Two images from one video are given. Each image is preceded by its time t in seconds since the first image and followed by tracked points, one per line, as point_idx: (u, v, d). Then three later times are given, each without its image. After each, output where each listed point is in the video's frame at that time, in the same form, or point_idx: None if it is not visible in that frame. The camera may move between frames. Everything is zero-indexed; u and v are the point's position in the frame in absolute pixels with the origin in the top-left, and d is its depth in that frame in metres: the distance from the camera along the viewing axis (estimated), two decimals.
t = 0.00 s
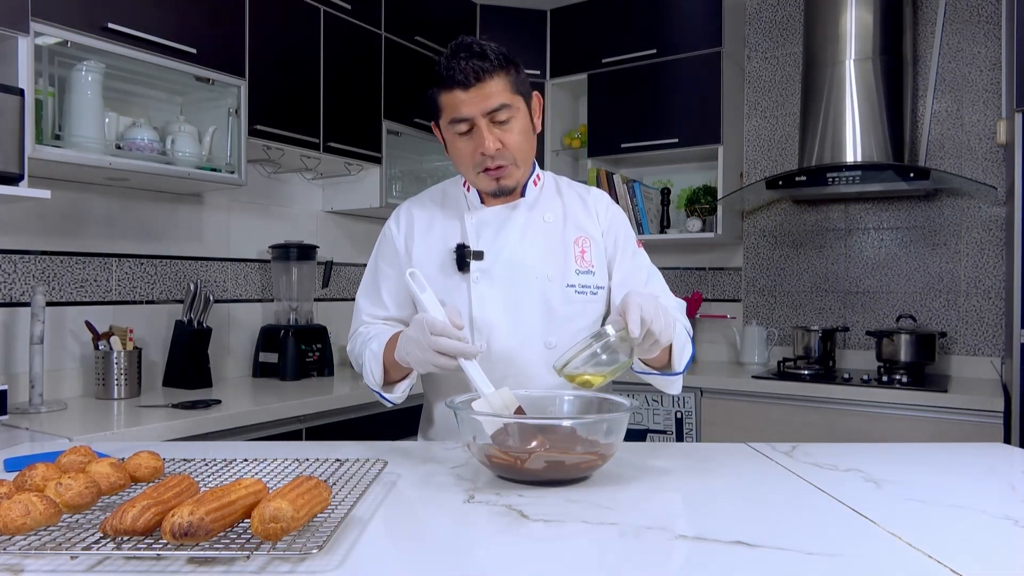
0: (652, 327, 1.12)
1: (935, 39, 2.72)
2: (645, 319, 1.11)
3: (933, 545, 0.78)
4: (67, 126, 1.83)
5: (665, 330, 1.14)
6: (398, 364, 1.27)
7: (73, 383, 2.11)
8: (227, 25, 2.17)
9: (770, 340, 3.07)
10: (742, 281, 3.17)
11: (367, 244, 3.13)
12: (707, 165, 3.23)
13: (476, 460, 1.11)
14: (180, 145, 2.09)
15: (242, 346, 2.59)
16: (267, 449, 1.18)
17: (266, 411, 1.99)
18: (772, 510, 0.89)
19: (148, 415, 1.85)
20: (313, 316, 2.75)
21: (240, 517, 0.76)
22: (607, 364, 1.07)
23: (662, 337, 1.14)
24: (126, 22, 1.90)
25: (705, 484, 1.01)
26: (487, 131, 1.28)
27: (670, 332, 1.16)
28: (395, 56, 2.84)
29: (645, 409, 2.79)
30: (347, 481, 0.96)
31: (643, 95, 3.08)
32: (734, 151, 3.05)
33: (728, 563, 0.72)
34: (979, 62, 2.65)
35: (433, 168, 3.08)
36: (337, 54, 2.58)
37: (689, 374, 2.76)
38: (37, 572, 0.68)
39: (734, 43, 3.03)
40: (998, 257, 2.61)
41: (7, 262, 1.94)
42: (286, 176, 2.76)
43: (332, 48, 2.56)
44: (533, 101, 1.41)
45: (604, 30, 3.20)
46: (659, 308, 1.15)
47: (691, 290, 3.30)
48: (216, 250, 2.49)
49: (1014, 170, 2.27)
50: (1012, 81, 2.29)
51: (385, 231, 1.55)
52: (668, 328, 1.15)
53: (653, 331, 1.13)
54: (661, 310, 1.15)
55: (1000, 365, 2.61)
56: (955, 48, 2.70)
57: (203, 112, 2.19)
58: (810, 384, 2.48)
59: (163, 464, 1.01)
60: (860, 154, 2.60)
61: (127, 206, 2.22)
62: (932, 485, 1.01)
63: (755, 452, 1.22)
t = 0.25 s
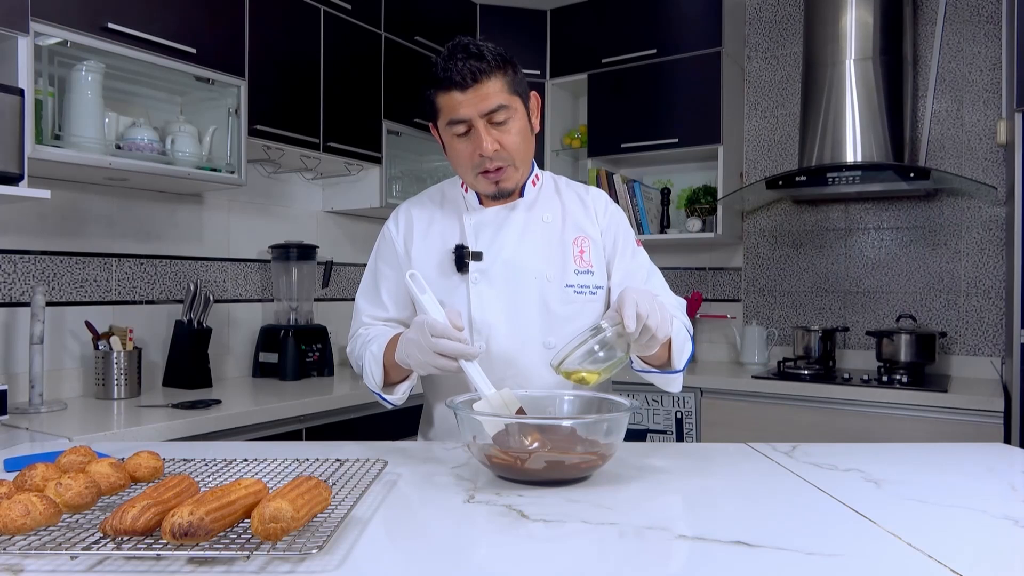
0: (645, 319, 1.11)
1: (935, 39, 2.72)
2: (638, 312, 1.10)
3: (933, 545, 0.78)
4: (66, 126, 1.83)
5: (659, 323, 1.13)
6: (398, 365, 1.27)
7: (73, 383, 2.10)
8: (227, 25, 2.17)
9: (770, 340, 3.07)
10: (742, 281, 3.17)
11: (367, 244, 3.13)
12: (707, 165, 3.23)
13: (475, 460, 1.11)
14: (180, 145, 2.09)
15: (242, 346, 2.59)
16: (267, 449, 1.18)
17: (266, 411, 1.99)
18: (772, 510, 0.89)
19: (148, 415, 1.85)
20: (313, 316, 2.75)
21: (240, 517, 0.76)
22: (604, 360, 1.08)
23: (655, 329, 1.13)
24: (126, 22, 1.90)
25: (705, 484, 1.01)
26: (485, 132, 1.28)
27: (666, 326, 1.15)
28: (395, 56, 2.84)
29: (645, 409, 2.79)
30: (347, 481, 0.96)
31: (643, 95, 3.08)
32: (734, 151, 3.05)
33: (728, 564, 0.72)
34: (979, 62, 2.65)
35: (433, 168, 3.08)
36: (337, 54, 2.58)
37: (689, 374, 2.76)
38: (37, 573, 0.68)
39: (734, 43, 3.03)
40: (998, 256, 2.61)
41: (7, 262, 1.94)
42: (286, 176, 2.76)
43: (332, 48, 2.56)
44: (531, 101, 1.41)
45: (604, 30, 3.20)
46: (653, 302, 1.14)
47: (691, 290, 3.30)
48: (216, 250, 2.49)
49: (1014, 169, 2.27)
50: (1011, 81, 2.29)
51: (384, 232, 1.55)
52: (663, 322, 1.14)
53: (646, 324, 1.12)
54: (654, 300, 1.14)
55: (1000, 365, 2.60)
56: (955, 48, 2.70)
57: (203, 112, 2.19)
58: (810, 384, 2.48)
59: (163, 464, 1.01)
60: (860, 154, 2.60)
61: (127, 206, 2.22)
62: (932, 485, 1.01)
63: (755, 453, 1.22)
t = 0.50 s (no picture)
0: (642, 312, 1.09)
1: (935, 39, 2.72)
2: (634, 304, 1.08)
3: (932, 545, 0.78)
4: (66, 126, 1.83)
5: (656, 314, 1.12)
6: (398, 366, 1.27)
7: (73, 383, 2.10)
8: (227, 25, 2.17)
9: (770, 340, 3.07)
10: (742, 281, 3.17)
11: (367, 244, 3.13)
12: (707, 165, 3.23)
13: (475, 460, 1.11)
14: (180, 145, 2.09)
15: (242, 346, 2.59)
16: (267, 449, 1.18)
17: (266, 411, 1.99)
18: (772, 510, 0.89)
19: (149, 415, 1.85)
20: (313, 316, 2.75)
21: (240, 517, 0.76)
22: (603, 353, 1.07)
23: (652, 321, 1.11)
24: (126, 22, 1.90)
25: (705, 484, 1.01)
26: (483, 132, 1.27)
27: (662, 318, 1.14)
28: (395, 56, 2.84)
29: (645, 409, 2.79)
30: (347, 481, 0.96)
31: (643, 95, 3.08)
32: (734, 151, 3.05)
33: (728, 564, 0.72)
34: (979, 62, 2.65)
35: (433, 168, 3.08)
36: (337, 54, 2.58)
37: (689, 374, 2.76)
38: (37, 573, 0.68)
39: (734, 43, 3.03)
40: (998, 256, 2.61)
41: (7, 262, 1.94)
42: (286, 176, 2.76)
43: (332, 48, 2.56)
44: (530, 100, 1.41)
45: (604, 30, 3.20)
46: (649, 294, 1.13)
47: (691, 290, 3.30)
48: (216, 250, 2.49)
49: (1014, 169, 2.27)
50: (1011, 81, 2.29)
51: (384, 233, 1.55)
52: (660, 314, 1.13)
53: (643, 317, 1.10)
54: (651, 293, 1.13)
55: (1000, 365, 2.60)
56: (955, 48, 2.70)
57: (203, 111, 2.19)
58: (810, 384, 2.48)
59: (163, 464, 1.01)
60: (860, 154, 2.60)
61: (127, 206, 2.22)
62: (932, 486, 1.01)
63: (755, 453, 1.22)
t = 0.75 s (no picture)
0: (639, 306, 1.07)
1: (935, 39, 2.72)
2: (631, 297, 1.07)
3: (932, 545, 0.78)
4: (66, 126, 1.83)
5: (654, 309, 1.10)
6: (398, 366, 1.28)
7: (73, 382, 2.11)
8: (227, 25, 2.17)
9: (770, 340, 3.07)
10: (742, 280, 3.17)
11: (366, 244, 3.13)
12: (707, 165, 3.23)
13: (475, 460, 1.11)
14: (180, 145, 2.09)
15: (242, 346, 2.59)
16: (267, 449, 1.18)
17: (266, 411, 1.99)
18: (772, 510, 0.89)
19: (149, 415, 1.85)
20: (313, 316, 2.75)
21: (240, 517, 0.76)
22: (600, 348, 1.08)
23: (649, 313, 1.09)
24: (126, 22, 1.90)
25: (705, 484, 1.01)
26: (483, 133, 1.28)
27: (660, 312, 1.12)
28: (395, 56, 2.84)
29: (645, 409, 2.79)
30: (347, 481, 0.96)
31: (643, 95, 3.08)
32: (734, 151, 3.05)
33: (728, 564, 0.72)
34: (979, 62, 2.65)
35: (433, 168, 3.08)
36: (337, 54, 2.58)
37: (689, 374, 2.76)
38: (37, 573, 0.68)
39: (734, 43, 3.03)
40: (998, 256, 2.61)
41: (7, 262, 1.94)
42: (286, 176, 2.76)
43: (332, 48, 2.56)
44: (530, 100, 1.41)
45: (604, 30, 3.20)
46: (647, 289, 1.11)
47: (691, 290, 3.30)
48: (216, 250, 2.49)
49: (1014, 169, 2.27)
50: (1011, 81, 2.29)
51: (384, 233, 1.56)
52: (659, 308, 1.12)
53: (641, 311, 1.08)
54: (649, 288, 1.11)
55: (1000, 365, 2.60)
56: (955, 48, 2.70)
57: (203, 111, 2.19)
58: (810, 384, 2.48)
59: (163, 464, 1.01)
60: (860, 154, 2.60)
61: (127, 206, 2.22)
62: (932, 486, 1.01)
63: (754, 453, 1.22)
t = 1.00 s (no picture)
0: (638, 301, 1.07)
1: (935, 39, 2.72)
2: (630, 293, 1.07)
3: (932, 545, 0.78)
4: (67, 126, 1.83)
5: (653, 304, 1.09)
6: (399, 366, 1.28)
7: (72, 382, 2.10)
8: (227, 25, 2.17)
9: (770, 340, 3.07)
10: (742, 280, 3.17)
11: (366, 244, 3.13)
12: (707, 165, 3.23)
13: (475, 460, 1.11)
14: (180, 145, 2.09)
15: (242, 346, 2.59)
16: (267, 449, 1.18)
17: (266, 411, 1.99)
18: (772, 510, 0.89)
19: (148, 415, 1.85)
20: (313, 316, 2.75)
21: (240, 517, 0.76)
22: (599, 344, 1.07)
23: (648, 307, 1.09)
24: (126, 21, 1.90)
25: (705, 484, 1.01)
26: (483, 133, 1.28)
27: (659, 308, 1.11)
28: (395, 56, 2.84)
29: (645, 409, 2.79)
30: (347, 481, 0.96)
31: (644, 95, 3.08)
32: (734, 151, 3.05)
33: (728, 564, 0.72)
34: (979, 62, 2.65)
35: (433, 168, 3.08)
36: (337, 54, 2.58)
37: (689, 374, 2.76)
38: (37, 573, 0.68)
39: (734, 44, 3.03)
40: (998, 256, 2.61)
41: (7, 262, 1.94)
42: (286, 176, 2.76)
43: (332, 48, 2.56)
44: (530, 101, 1.41)
45: (604, 30, 3.20)
46: (646, 285, 1.11)
47: (691, 290, 3.30)
48: (216, 250, 2.49)
49: (1014, 169, 2.27)
50: (1012, 81, 2.29)
51: (385, 234, 1.56)
52: (658, 304, 1.11)
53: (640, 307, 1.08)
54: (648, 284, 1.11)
55: (1000, 365, 2.60)
56: (955, 48, 2.70)
57: (203, 111, 2.19)
58: (810, 384, 2.48)
59: (163, 464, 1.01)
60: (860, 154, 2.60)
61: (127, 206, 2.22)
62: (932, 486, 1.01)
63: (755, 453, 1.22)
